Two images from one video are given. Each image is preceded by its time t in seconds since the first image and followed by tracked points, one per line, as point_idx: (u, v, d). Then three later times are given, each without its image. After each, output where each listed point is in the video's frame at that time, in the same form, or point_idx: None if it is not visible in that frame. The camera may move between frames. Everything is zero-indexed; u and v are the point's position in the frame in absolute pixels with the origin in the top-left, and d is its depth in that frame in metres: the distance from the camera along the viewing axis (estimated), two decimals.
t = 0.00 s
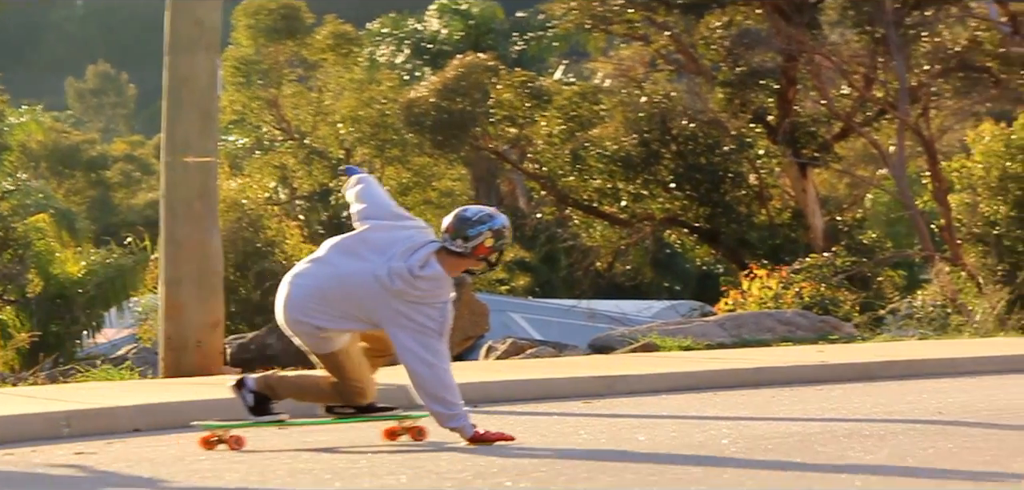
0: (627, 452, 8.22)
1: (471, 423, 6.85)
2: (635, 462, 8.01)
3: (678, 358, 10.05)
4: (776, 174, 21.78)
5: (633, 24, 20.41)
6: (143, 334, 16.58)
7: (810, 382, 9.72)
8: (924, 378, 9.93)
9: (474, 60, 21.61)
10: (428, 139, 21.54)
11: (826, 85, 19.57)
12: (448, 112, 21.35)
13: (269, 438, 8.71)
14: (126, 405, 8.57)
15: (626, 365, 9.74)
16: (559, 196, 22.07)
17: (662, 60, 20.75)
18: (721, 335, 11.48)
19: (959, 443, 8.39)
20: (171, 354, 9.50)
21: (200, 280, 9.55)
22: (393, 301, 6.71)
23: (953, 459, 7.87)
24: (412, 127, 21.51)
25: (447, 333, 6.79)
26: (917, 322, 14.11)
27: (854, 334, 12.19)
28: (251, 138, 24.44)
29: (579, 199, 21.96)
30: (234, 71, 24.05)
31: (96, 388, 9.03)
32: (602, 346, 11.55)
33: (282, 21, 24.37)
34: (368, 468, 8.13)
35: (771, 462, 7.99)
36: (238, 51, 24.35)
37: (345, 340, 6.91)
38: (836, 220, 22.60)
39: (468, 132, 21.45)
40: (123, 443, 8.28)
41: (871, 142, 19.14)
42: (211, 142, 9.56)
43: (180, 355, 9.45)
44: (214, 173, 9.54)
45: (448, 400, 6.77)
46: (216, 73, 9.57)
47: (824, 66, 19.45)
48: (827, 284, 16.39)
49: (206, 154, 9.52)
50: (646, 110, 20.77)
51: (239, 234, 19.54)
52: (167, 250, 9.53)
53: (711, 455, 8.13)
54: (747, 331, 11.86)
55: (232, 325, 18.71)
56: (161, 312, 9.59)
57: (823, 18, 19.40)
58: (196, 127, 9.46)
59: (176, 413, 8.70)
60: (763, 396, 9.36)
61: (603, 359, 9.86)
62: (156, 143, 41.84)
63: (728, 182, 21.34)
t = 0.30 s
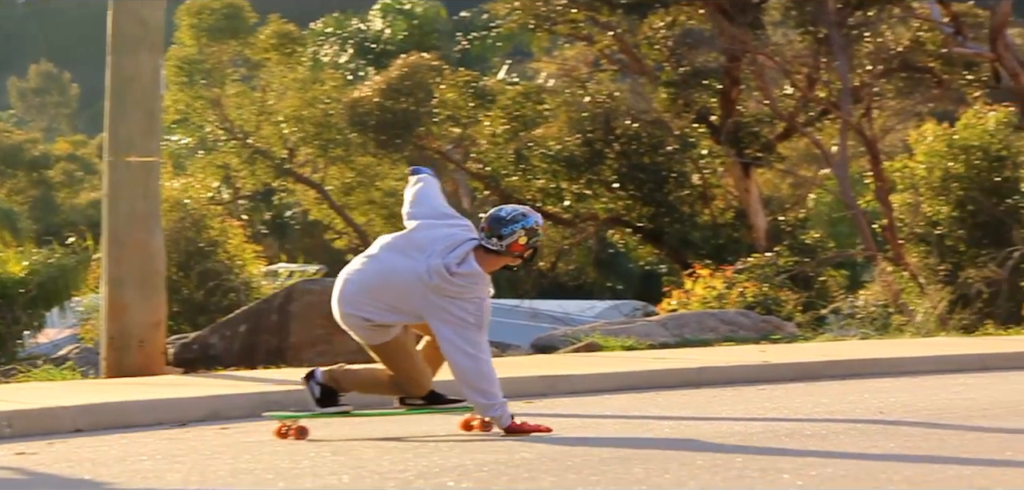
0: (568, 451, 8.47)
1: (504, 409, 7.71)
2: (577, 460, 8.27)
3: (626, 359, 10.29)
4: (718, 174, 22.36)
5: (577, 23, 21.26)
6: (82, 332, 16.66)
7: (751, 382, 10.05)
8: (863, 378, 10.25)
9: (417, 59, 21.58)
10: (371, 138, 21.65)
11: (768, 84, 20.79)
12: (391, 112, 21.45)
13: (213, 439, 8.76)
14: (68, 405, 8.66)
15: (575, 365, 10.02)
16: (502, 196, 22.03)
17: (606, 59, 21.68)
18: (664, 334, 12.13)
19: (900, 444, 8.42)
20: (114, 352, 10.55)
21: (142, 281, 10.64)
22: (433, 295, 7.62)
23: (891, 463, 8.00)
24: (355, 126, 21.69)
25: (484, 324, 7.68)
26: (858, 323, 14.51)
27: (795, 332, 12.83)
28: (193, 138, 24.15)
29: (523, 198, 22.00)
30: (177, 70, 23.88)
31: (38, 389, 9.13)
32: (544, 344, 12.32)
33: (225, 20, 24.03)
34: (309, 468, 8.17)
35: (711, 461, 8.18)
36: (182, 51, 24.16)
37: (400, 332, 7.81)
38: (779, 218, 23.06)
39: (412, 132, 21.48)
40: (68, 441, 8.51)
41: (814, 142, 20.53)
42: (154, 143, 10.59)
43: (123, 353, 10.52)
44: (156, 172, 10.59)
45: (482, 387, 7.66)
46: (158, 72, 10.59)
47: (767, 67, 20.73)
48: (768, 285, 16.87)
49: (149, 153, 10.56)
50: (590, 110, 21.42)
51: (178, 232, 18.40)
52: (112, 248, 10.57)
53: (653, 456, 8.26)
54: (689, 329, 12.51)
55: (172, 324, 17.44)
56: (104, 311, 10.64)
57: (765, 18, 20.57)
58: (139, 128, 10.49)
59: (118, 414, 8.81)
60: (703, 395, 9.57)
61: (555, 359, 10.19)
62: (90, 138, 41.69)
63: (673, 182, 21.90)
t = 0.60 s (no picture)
0: (507, 452, 8.55)
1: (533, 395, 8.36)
2: (516, 461, 8.33)
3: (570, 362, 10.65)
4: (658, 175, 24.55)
5: (515, 24, 23.24)
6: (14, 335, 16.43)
7: (689, 381, 10.38)
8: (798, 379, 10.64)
9: (358, 60, 24.42)
10: (309, 137, 24.46)
11: (706, 85, 21.86)
12: (330, 112, 24.19)
13: (154, 442, 8.73)
14: (6, 406, 8.65)
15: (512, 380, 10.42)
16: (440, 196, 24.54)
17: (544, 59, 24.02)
18: (603, 334, 13.03)
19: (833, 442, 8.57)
20: (51, 353, 11.06)
21: (78, 282, 11.15)
22: (467, 288, 8.27)
23: (827, 460, 8.17)
24: (294, 125, 24.44)
25: (516, 316, 8.32)
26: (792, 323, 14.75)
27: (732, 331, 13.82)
28: (131, 138, 26.99)
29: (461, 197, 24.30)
30: (114, 68, 26.36)
31: None
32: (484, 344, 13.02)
33: (161, 18, 26.47)
34: (247, 469, 8.15)
35: (649, 461, 8.30)
36: (118, 50, 26.62)
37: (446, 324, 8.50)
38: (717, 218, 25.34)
39: (349, 132, 24.26)
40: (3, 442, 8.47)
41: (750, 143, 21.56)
42: (90, 142, 11.11)
43: (61, 353, 11.04)
44: (91, 172, 11.11)
45: (511, 374, 8.31)
46: (93, 71, 11.13)
47: (705, 68, 21.93)
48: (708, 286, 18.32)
49: (85, 153, 11.08)
50: (528, 110, 23.40)
51: (116, 233, 18.13)
52: (48, 248, 11.07)
53: (590, 456, 8.39)
54: (626, 329, 13.31)
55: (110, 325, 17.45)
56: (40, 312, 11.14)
57: (703, 18, 21.96)
58: (76, 126, 11.01)
59: (56, 415, 8.81)
60: (642, 397, 9.79)
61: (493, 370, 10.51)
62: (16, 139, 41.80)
63: (611, 181, 23.64)
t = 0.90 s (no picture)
0: (452, 452, 8.47)
1: (556, 389, 8.72)
2: (459, 461, 8.21)
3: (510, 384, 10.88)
4: (601, 176, 24.97)
5: (457, 24, 23.86)
6: None
7: (634, 381, 11.08)
8: (746, 376, 11.56)
9: (298, 61, 25.85)
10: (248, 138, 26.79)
11: (647, 85, 22.67)
12: (272, 111, 25.89)
13: (93, 447, 8.62)
14: None
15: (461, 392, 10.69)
16: (383, 195, 25.85)
17: (486, 60, 24.22)
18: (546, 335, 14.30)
19: (776, 444, 8.53)
20: None
21: (21, 281, 11.99)
22: (503, 282, 8.64)
23: (773, 460, 8.09)
24: (236, 124, 26.18)
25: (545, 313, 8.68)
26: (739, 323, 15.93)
27: (674, 331, 15.05)
28: (72, 138, 29.57)
29: (404, 198, 25.64)
30: (57, 68, 29.41)
31: None
32: (427, 344, 14.56)
33: (103, 19, 29.46)
34: (189, 470, 8.04)
35: (595, 461, 8.19)
36: (61, 50, 29.59)
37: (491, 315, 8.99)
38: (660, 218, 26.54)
39: (292, 133, 25.90)
40: None
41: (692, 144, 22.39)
42: (31, 141, 11.98)
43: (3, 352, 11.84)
44: (32, 171, 11.97)
45: (535, 367, 8.68)
46: (33, 73, 12.03)
47: (648, 68, 22.64)
48: (650, 286, 19.51)
49: (27, 152, 11.96)
50: (471, 110, 23.87)
51: (58, 233, 18.34)
52: None
53: (535, 456, 8.31)
54: (569, 329, 14.64)
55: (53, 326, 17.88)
56: None
57: (646, 19, 22.56)
58: (18, 127, 11.86)
59: None
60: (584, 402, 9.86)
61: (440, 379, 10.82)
62: None
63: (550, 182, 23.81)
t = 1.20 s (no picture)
0: (398, 454, 8.47)
1: (582, 385, 9.02)
2: (405, 462, 8.12)
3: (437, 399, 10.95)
4: (547, 177, 26.42)
5: (404, 24, 25.63)
6: None
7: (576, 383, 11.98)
8: (689, 378, 12.29)
9: (243, 62, 27.40)
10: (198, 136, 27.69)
11: (594, 85, 24.03)
12: (219, 113, 27.38)
13: (39, 448, 8.59)
14: None
15: (394, 397, 11.10)
16: (330, 197, 26.99)
17: (433, 61, 26.03)
18: (491, 337, 15.26)
19: (723, 444, 8.42)
20: None
21: None
22: (537, 281, 8.96)
23: (722, 458, 7.94)
24: (183, 124, 27.66)
25: (576, 314, 8.97)
26: (686, 323, 17.48)
27: (620, 332, 16.37)
28: (16, 137, 30.74)
29: (351, 200, 26.89)
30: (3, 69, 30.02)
31: None
32: (374, 346, 15.30)
33: (47, 20, 30.08)
34: (136, 471, 7.93)
35: (538, 462, 8.06)
36: (6, 50, 30.22)
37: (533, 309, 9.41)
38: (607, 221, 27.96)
39: (238, 133, 27.47)
40: None
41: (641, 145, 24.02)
42: None
43: None
44: None
45: (561, 364, 8.98)
46: None
47: (594, 69, 24.04)
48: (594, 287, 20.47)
49: None
50: (418, 111, 25.14)
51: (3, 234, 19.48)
52: None
53: (480, 457, 8.25)
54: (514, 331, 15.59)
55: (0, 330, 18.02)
56: None
57: (592, 21, 24.04)
58: None
59: None
60: (528, 412, 9.96)
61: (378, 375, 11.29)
62: None
63: (500, 184, 25.76)
